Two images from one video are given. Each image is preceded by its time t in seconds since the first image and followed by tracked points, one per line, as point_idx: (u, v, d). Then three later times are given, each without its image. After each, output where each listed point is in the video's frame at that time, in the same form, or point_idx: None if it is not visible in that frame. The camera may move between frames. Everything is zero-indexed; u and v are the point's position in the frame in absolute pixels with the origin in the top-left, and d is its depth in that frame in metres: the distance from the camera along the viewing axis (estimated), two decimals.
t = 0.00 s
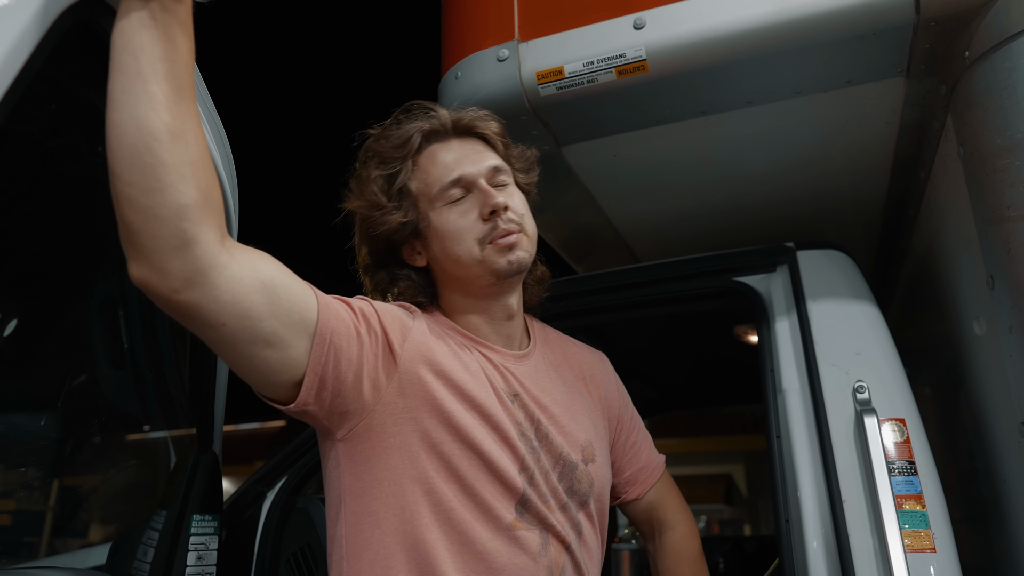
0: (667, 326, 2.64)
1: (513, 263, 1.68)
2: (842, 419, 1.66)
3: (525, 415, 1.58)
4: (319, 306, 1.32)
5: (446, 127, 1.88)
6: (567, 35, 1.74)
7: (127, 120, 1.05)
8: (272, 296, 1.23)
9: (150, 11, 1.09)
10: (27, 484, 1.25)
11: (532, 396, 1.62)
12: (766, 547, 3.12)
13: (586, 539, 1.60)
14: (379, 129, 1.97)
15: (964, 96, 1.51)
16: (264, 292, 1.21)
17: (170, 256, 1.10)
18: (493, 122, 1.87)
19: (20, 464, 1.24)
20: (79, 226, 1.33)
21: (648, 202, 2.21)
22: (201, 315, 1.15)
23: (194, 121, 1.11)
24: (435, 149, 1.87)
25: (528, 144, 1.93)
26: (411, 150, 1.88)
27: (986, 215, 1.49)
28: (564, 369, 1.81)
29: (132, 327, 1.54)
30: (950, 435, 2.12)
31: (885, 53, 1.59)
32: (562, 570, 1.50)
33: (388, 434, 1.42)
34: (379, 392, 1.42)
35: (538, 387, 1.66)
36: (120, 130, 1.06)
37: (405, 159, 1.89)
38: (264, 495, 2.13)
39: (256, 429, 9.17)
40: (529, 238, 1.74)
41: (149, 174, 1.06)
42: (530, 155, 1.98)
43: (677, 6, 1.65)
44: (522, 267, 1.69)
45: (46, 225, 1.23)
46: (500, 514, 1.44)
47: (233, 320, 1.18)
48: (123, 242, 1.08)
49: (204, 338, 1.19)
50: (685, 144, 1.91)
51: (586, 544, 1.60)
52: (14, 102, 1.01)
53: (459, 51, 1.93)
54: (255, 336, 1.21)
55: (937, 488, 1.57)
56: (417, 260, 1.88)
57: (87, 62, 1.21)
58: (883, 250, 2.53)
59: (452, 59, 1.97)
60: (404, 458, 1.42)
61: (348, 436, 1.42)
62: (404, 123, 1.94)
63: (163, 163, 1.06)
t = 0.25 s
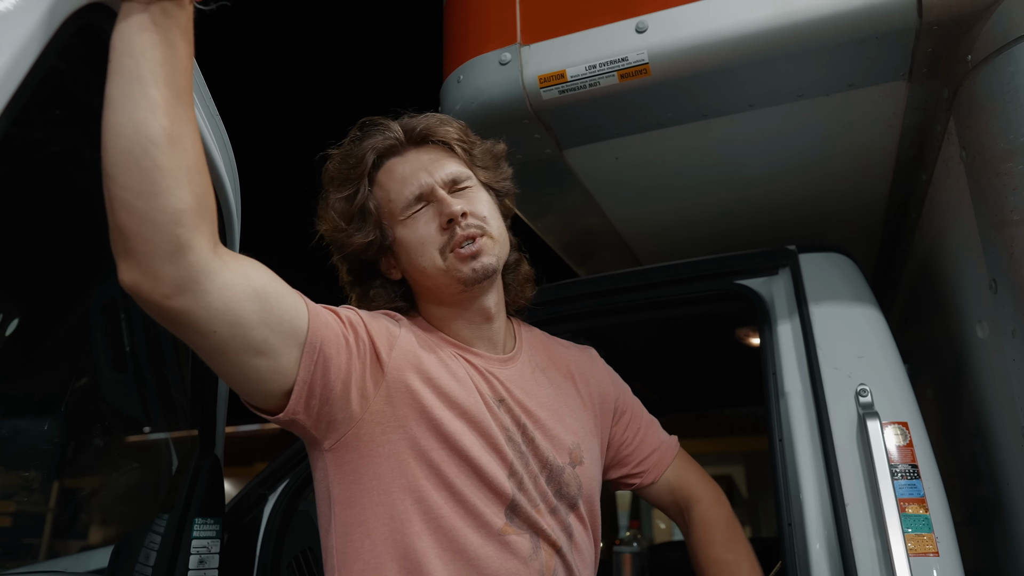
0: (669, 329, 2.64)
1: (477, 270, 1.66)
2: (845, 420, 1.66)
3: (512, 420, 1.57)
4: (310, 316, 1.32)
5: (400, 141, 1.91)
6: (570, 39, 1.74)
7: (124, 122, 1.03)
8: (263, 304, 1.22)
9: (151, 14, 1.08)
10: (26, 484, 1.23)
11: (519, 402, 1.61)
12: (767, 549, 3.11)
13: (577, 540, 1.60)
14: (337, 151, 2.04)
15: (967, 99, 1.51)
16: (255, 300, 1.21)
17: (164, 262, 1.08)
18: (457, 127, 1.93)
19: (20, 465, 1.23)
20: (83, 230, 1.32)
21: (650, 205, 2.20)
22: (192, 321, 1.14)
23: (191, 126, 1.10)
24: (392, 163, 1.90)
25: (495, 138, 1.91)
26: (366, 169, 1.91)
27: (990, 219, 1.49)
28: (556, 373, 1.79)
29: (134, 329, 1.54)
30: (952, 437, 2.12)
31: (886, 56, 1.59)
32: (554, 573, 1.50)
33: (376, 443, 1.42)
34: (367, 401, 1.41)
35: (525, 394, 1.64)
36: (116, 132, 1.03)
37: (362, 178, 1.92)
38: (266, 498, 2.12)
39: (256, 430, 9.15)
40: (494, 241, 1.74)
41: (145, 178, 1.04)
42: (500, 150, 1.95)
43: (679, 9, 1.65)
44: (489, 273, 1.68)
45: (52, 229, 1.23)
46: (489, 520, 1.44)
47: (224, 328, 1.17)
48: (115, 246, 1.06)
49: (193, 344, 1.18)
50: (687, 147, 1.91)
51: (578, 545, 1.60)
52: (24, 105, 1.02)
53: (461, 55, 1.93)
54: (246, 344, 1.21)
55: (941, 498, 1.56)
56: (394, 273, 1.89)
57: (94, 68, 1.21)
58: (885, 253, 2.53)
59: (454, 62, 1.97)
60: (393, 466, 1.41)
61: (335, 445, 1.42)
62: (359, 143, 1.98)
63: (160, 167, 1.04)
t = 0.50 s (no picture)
0: (669, 330, 2.64)
1: (482, 272, 1.69)
2: (847, 423, 1.66)
3: (501, 420, 1.56)
4: (301, 318, 1.32)
5: (401, 139, 1.93)
6: (571, 40, 1.74)
7: (115, 125, 1.02)
8: (254, 306, 1.22)
9: (144, 16, 1.06)
10: (27, 486, 1.22)
11: (508, 403, 1.59)
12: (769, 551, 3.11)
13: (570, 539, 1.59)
14: (331, 146, 2.02)
15: (969, 100, 1.51)
16: (245, 302, 1.20)
17: (154, 264, 1.07)
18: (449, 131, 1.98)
19: (20, 466, 1.21)
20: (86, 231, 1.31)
21: (651, 206, 2.21)
22: (182, 323, 1.14)
23: (184, 129, 1.09)
24: (392, 160, 1.90)
25: (481, 145, 1.96)
26: (368, 164, 1.90)
27: (992, 220, 1.49)
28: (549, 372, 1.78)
29: (136, 332, 1.54)
30: (953, 438, 2.12)
31: (887, 58, 1.59)
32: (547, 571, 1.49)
33: (365, 445, 1.41)
34: (355, 404, 1.41)
35: (512, 396, 1.63)
36: (107, 135, 1.02)
37: (361, 173, 1.91)
38: (268, 500, 2.12)
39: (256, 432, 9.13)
40: (494, 244, 1.76)
41: (135, 181, 1.03)
42: (484, 157, 2.00)
43: (681, 11, 1.65)
44: (490, 276, 1.70)
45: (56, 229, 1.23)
46: (480, 520, 1.43)
47: (214, 329, 1.17)
48: (105, 247, 1.06)
49: (184, 345, 1.18)
50: (688, 148, 1.91)
51: (570, 545, 1.59)
52: (20, 108, 1.00)
53: (462, 57, 1.93)
54: (235, 345, 1.21)
55: (943, 493, 1.57)
56: (381, 274, 1.89)
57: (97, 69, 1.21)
58: (886, 254, 2.54)
59: (455, 63, 1.97)
60: (382, 467, 1.41)
61: (324, 447, 1.41)
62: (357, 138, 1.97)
63: (150, 171, 1.04)
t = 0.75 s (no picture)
0: (671, 331, 2.64)
1: (464, 276, 1.67)
2: (849, 424, 1.66)
3: (500, 418, 1.56)
4: (298, 318, 1.32)
5: (382, 143, 1.91)
6: (573, 41, 1.74)
7: (109, 125, 1.02)
8: (252, 304, 1.22)
9: (135, 15, 1.05)
10: (28, 487, 1.21)
11: (504, 400, 1.59)
12: (770, 553, 3.10)
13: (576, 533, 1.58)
14: (318, 152, 2.04)
15: (971, 100, 1.51)
16: (243, 300, 1.20)
17: (151, 263, 1.07)
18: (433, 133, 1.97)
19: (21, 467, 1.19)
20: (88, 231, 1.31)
21: (652, 206, 2.20)
22: (180, 322, 1.13)
23: (178, 127, 1.08)
24: (374, 166, 1.90)
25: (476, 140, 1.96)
26: (349, 171, 1.92)
27: (994, 220, 1.49)
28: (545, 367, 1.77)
29: (138, 333, 1.54)
30: (956, 439, 2.11)
31: (889, 57, 1.59)
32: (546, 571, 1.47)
33: (363, 444, 1.41)
34: (353, 404, 1.41)
35: (509, 394, 1.62)
36: (102, 135, 1.02)
37: (345, 180, 1.92)
38: (268, 501, 2.11)
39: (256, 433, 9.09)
40: (480, 246, 1.73)
41: (131, 181, 1.02)
42: (479, 152, 2.00)
43: (683, 11, 1.65)
44: (474, 279, 1.68)
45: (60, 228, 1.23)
46: (478, 519, 1.41)
47: (212, 327, 1.16)
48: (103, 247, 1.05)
49: (182, 344, 1.18)
50: (690, 148, 1.91)
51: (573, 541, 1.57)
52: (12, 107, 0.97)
53: (463, 58, 1.93)
54: (233, 343, 1.20)
55: (946, 495, 1.56)
56: (375, 277, 1.91)
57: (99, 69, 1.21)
58: (887, 255, 2.53)
59: (456, 64, 1.97)
60: (381, 467, 1.41)
61: (323, 447, 1.41)
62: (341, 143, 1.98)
63: (145, 170, 1.03)
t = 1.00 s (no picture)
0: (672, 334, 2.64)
1: (458, 280, 1.63)
2: (850, 427, 1.66)
3: (503, 420, 1.54)
4: (300, 322, 1.31)
5: (372, 151, 1.89)
6: (575, 45, 1.74)
7: (108, 130, 1.02)
8: (253, 310, 1.21)
9: (137, 19, 1.06)
10: (29, 488, 1.21)
11: (508, 401, 1.57)
12: (771, 555, 3.11)
13: (582, 531, 1.57)
14: (310, 166, 2.03)
15: (972, 105, 1.51)
16: (244, 305, 1.19)
17: (150, 268, 1.07)
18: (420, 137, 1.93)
19: (24, 469, 1.19)
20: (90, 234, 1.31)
21: (653, 210, 2.21)
22: (179, 326, 1.13)
23: (178, 132, 1.09)
24: (365, 174, 1.88)
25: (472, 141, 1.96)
26: (340, 182, 1.91)
27: (995, 225, 1.49)
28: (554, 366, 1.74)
29: (139, 335, 1.54)
30: (957, 442, 2.11)
31: (890, 62, 1.59)
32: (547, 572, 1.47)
33: (366, 447, 1.41)
34: (356, 406, 1.40)
35: (513, 395, 1.61)
36: (101, 139, 1.02)
37: (338, 191, 1.91)
38: (269, 504, 2.12)
39: (257, 435, 9.08)
40: (474, 249, 1.69)
41: (130, 186, 1.03)
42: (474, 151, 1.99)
43: (684, 15, 1.65)
44: (469, 282, 1.64)
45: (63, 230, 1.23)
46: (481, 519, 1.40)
47: (211, 332, 1.16)
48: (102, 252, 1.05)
49: (182, 348, 1.17)
50: (691, 152, 1.91)
51: (579, 541, 1.56)
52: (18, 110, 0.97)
53: (465, 62, 1.93)
54: (233, 348, 1.19)
55: (947, 501, 1.56)
56: (377, 284, 1.90)
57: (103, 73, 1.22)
58: (888, 259, 2.54)
59: (458, 68, 1.97)
60: (384, 469, 1.40)
61: (326, 450, 1.41)
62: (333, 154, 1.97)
63: (144, 175, 1.03)
